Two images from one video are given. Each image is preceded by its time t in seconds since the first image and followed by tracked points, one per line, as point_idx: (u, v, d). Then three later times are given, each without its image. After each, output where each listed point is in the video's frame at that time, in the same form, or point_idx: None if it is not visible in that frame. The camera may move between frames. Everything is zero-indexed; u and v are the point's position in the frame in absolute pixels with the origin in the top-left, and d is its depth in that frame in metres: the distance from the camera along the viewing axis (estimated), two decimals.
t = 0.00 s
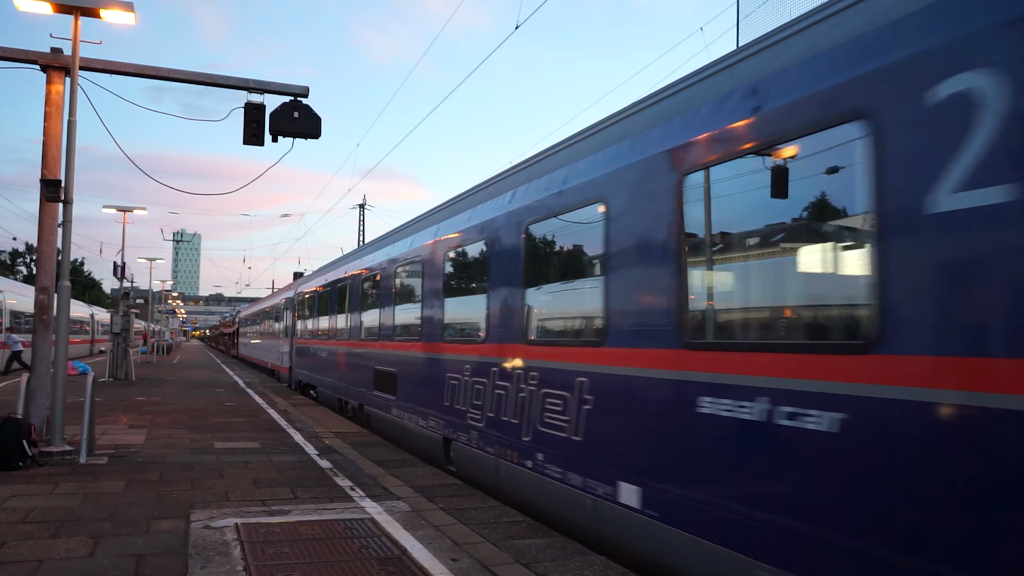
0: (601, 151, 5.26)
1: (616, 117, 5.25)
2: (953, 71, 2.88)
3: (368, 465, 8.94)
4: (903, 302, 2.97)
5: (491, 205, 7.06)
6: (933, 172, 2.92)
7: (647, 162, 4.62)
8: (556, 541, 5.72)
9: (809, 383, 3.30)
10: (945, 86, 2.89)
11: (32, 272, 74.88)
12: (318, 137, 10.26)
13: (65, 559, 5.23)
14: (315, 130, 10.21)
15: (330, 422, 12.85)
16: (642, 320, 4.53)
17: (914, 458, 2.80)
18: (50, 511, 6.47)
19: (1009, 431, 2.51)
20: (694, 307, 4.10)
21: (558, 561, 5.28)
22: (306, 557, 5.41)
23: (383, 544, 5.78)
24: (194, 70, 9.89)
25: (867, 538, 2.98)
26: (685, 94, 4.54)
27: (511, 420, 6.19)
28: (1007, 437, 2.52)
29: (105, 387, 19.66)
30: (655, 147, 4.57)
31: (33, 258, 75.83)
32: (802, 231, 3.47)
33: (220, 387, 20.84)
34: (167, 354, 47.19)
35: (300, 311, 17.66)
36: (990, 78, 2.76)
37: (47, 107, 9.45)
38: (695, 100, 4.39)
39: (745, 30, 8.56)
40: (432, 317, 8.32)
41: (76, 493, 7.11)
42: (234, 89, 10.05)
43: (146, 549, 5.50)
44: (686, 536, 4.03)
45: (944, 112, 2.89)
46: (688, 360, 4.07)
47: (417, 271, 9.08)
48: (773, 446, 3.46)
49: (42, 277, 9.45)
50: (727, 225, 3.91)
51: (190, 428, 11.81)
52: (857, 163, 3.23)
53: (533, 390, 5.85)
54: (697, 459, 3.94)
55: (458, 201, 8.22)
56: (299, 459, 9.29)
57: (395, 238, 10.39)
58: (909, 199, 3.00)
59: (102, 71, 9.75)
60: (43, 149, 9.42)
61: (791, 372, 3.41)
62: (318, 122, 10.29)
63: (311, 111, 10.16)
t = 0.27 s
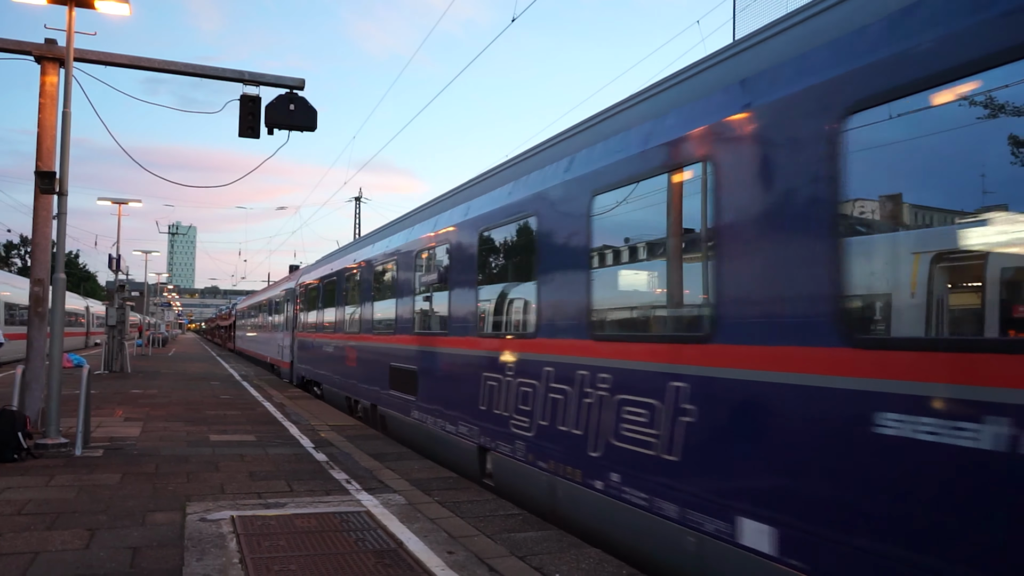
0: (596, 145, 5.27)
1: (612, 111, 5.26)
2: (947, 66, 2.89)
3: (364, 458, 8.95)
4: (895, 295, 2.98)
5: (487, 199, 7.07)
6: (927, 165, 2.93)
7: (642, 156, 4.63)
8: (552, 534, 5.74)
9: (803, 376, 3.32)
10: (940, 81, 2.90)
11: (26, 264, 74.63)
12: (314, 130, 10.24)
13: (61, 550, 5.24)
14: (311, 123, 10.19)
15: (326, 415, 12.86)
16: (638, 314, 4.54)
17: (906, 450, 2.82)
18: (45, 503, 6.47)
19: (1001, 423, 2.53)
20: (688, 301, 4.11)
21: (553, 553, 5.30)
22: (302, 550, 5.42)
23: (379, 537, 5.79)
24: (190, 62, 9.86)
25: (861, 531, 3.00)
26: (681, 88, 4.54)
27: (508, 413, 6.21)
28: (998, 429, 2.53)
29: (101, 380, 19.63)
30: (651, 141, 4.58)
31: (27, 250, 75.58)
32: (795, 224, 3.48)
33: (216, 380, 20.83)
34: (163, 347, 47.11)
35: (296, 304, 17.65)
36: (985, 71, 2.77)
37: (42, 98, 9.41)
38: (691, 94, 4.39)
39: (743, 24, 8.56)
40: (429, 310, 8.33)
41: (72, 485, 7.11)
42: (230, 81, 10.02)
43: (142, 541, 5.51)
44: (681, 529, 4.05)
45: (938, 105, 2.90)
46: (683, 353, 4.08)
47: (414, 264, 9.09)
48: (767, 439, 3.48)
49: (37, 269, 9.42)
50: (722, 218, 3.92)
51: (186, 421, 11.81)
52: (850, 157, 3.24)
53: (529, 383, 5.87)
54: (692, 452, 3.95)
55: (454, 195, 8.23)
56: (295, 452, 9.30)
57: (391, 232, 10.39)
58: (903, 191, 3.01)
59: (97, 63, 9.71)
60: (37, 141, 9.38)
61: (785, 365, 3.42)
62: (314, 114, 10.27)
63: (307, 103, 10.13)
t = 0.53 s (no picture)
0: (598, 144, 5.27)
1: (613, 110, 5.26)
2: (950, 64, 2.88)
3: (365, 457, 8.95)
4: (896, 294, 2.97)
5: (488, 197, 7.07)
6: (929, 163, 2.92)
7: (643, 155, 4.62)
8: (554, 533, 5.73)
9: (804, 375, 3.31)
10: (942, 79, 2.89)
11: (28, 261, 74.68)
12: (316, 128, 10.24)
13: (62, 548, 5.24)
14: (312, 121, 10.19)
15: (327, 413, 12.86)
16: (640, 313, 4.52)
17: (906, 449, 2.81)
18: (47, 501, 6.47)
19: (1003, 422, 2.51)
20: (689, 300, 4.10)
21: (555, 552, 5.29)
22: (304, 548, 5.42)
23: (380, 535, 5.79)
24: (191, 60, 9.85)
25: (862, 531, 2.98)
26: (683, 87, 4.53)
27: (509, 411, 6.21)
28: (1000, 428, 2.52)
29: (102, 377, 19.64)
30: (653, 139, 4.57)
31: (29, 248, 75.65)
32: (797, 223, 3.47)
33: (218, 378, 20.85)
34: (164, 344, 47.15)
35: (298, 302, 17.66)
36: (987, 68, 2.75)
37: (43, 96, 9.41)
38: (693, 93, 4.38)
39: (745, 22, 8.54)
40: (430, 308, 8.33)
41: (73, 483, 7.12)
42: (232, 79, 10.01)
43: (143, 539, 5.51)
44: (683, 530, 4.04)
45: (939, 103, 2.89)
46: (684, 352, 4.07)
47: (415, 262, 9.08)
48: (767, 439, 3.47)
49: (39, 267, 9.42)
50: (723, 217, 3.91)
51: (187, 419, 11.82)
52: (852, 156, 3.23)
53: (531, 382, 5.86)
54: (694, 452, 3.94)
55: (455, 193, 8.23)
56: (297, 450, 9.30)
57: (393, 230, 10.39)
58: (906, 189, 2.99)
59: (99, 61, 9.71)
60: (39, 139, 9.38)
61: (786, 365, 3.41)
62: (315, 112, 10.26)
63: (308, 101, 10.13)
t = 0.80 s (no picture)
0: (599, 147, 5.28)
1: (615, 114, 5.27)
2: (951, 67, 2.89)
3: (367, 460, 8.96)
4: (899, 298, 2.98)
5: (490, 200, 7.09)
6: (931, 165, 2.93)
7: (646, 159, 4.63)
8: (556, 536, 5.73)
9: (806, 379, 3.31)
10: (943, 82, 2.90)
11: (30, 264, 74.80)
12: (318, 131, 10.26)
13: (65, 550, 5.25)
14: (315, 125, 10.21)
15: (329, 416, 12.88)
16: (642, 316, 4.52)
17: (908, 452, 2.82)
18: (50, 503, 6.48)
19: (1006, 425, 2.52)
20: (691, 304, 4.10)
21: (557, 556, 5.29)
22: (306, 551, 5.42)
23: (382, 539, 5.79)
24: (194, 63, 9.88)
25: (865, 535, 2.98)
26: (685, 91, 4.54)
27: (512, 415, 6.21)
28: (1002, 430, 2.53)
29: (105, 380, 19.66)
30: (655, 143, 4.58)
31: (32, 251, 75.81)
32: (800, 226, 3.48)
33: (220, 381, 20.88)
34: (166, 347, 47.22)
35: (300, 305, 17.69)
36: (989, 71, 2.76)
37: (47, 100, 9.44)
38: (695, 97, 4.39)
39: (746, 26, 8.57)
40: (432, 312, 8.34)
41: (76, 486, 7.13)
42: (235, 82, 10.04)
43: (146, 542, 5.52)
44: (685, 534, 4.03)
45: (941, 106, 2.90)
46: (687, 357, 4.07)
47: (417, 266, 9.10)
48: (769, 442, 3.47)
49: (42, 270, 9.44)
50: (725, 220, 3.92)
51: (190, 422, 11.83)
52: (854, 159, 3.24)
53: (533, 385, 5.87)
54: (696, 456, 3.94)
55: (457, 197, 8.25)
56: (299, 453, 9.30)
57: (395, 233, 10.41)
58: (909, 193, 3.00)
59: (102, 64, 9.74)
60: (43, 142, 9.40)
61: (788, 368, 3.41)
62: (318, 116, 10.29)
63: (311, 105, 10.15)
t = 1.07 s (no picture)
0: (602, 150, 5.28)
1: (618, 117, 5.27)
2: (955, 71, 2.88)
3: (370, 463, 8.95)
4: (901, 301, 2.97)
5: (493, 203, 7.08)
6: (935, 170, 2.92)
7: (648, 162, 4.62)
8: (559, 540, 5.72)
9: (810, 383, 3.30)
10: (947, 86, 2.89)
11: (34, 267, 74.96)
12: (321, 134, 10.27)
13: (68, 554, 5.25)
14: (318, 128, 10.22)
15: (332, 419, 12.88)
16: (645, 319, 4.51)
17: (916, 457, 2.80)
18: (52, 507, 6.48)
19: (1012, 431, 2.51)
20: (694, 306, 4.09)
21: (559, 560, 5.28)
22: (309, 555, 5.41)
23: (385, 542, 5.78)
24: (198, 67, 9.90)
25: (869, 539, 2.97)
26: (687, 94, 4.54)
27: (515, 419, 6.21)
28: (1007, 436, 2.52)
29: (108, 383, 19.68)
30: (657, 147, 4.57)
31: (36, 254, 76.03)
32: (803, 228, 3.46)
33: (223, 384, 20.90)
34: (170, 351, 47.44)
35: (303, 308, 17.71)
36: (993, 74, 2.75)
37: (51, 103, 9.46)
38: (697, 100, 4.39)
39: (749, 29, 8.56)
40: (435, 314, 8.34)
41: (79, 489, 7.13)
42: (238, 86, 10.05)
43: (149, 545, 5.51)
44: (687, 538, 4.02)
45: (945, 110, 2.89)
46: (689, 361, 4.06)
47: (420, 269, 9.11)
48: (772, 446, 3.46)
49: (46, 273, 9.45)
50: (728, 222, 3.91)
51: (193, 424, 11.85)
52: (857, 162, 3.23)
53: (536, 388, 5.86)
54: (699, 459, 3.94)
55: (460, 200, 8.25)
56: (302, 456, 9.30)
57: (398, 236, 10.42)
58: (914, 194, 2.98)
59: (106, 68, 9.76)
60: (47, 146, 9.42)
61: (791, 372, 3.40)
62: (321, 119, 10.30)
63: (314, 108, 10.16)
